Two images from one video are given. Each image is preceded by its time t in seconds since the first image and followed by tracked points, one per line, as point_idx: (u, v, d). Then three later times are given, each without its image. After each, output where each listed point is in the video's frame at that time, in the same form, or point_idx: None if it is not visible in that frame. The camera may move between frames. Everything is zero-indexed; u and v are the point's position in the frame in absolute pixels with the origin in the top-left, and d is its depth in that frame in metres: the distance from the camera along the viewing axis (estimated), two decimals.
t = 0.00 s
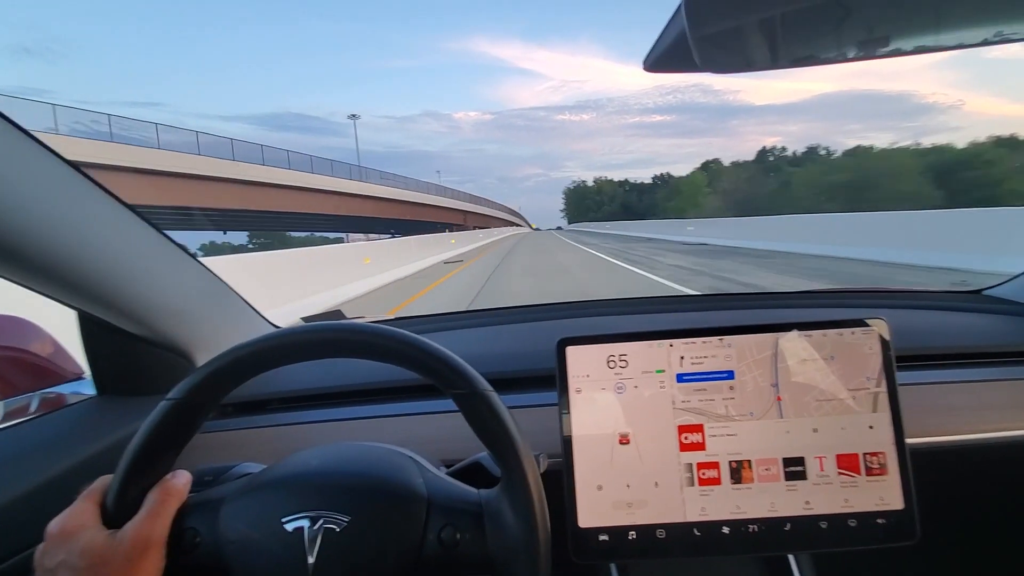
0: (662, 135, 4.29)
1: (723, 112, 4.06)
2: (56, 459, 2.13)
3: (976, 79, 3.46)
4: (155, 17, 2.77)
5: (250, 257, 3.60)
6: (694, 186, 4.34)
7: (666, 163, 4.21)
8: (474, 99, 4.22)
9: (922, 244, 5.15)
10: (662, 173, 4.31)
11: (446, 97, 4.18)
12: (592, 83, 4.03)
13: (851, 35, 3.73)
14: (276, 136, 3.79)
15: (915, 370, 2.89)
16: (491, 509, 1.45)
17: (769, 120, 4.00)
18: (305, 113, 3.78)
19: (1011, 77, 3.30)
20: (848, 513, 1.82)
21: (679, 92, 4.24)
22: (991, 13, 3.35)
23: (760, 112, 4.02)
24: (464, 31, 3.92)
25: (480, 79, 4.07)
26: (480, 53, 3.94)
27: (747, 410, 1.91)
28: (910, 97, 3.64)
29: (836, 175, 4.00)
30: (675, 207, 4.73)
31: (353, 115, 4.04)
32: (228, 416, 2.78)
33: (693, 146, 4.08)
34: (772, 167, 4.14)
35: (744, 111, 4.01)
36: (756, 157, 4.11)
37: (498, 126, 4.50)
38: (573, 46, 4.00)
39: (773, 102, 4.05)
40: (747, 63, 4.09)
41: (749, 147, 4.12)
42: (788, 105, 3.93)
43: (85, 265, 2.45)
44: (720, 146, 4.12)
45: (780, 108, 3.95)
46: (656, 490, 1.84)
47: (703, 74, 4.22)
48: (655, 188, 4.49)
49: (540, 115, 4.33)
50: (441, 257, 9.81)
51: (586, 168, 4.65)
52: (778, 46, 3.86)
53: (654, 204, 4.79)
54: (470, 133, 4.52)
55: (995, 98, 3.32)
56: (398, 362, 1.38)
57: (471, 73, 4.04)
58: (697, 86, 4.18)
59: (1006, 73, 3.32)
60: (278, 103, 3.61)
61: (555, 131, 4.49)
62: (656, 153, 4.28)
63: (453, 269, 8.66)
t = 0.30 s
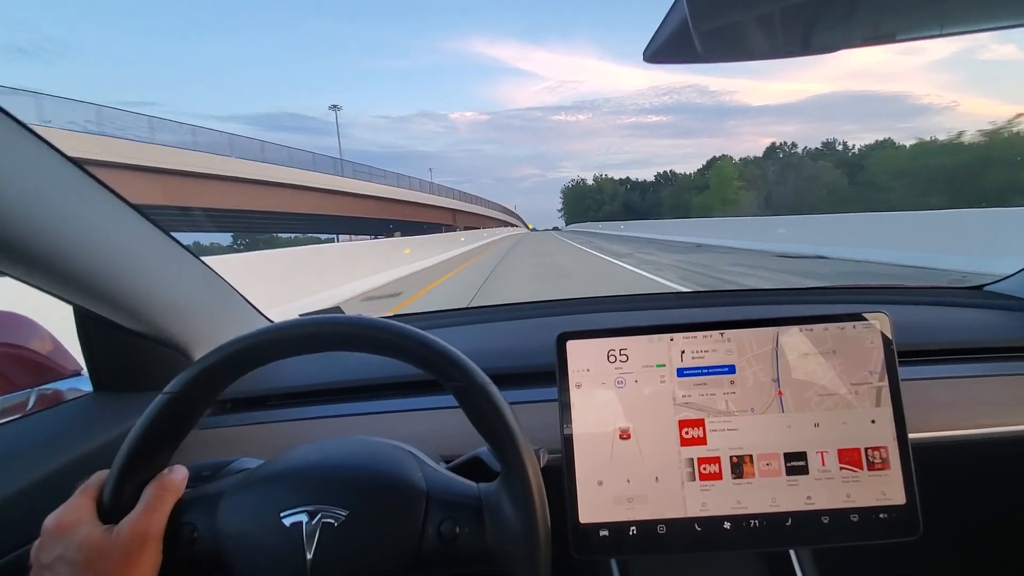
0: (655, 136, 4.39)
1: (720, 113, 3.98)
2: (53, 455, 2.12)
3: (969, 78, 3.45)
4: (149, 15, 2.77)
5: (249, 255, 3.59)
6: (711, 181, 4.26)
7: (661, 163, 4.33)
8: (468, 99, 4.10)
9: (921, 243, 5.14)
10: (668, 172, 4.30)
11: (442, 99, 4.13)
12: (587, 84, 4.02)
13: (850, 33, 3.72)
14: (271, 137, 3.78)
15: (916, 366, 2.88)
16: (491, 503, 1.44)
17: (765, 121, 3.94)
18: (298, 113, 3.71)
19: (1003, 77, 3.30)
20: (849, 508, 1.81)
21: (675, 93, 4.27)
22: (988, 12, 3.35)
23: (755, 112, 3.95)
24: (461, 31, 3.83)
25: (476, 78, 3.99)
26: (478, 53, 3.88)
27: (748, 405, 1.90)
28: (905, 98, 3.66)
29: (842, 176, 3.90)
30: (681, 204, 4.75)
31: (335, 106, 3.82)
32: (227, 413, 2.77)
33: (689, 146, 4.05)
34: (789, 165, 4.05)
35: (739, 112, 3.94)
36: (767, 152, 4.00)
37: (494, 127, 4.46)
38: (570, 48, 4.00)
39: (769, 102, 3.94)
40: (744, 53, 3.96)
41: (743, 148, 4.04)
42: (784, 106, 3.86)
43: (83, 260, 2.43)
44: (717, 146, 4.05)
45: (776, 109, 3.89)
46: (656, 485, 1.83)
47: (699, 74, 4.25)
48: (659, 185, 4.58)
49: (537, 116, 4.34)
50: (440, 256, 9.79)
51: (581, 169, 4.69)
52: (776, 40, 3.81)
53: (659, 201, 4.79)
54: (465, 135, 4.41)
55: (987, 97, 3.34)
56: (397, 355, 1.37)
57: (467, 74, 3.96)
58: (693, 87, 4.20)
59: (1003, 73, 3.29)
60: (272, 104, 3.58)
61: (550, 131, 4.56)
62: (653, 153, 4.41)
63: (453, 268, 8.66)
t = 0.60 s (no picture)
0: (655, 137, 4.35)
1: (715, 114, 4.15)
2: (53, 455, 2.11)
3: (963, 80, 3.44)
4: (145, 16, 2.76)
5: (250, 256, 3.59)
6: (731, 173, 4.36)
7: (659, 163, 4.27)
8: (464, 99, 4.07)
9: (920, 243, 5.15)
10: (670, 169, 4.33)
11: (439, 100, 4.07)
12: (585, 85, 3.96)
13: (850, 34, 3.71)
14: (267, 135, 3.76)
15: (916, 365, 2.88)
16: (492, 502, 1.44)
17: (762, 122, 4.00)
18: (295, 114, 3.65)
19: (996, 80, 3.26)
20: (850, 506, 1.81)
21: (672, 93, 4.16)
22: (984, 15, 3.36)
23: (752, 114, 4.08)
24: (456, 32, 3.85)
25: (473, 79, 3.95)
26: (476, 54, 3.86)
27: (749, 404, 1.90)
28: (900, 99, 3.65)
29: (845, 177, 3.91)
30: (689, 204, 4.83)
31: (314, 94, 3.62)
32: (228, 413, 2.77)
33: (685, 147, 4.10)
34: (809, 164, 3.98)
35: (735, 113, 4.12)
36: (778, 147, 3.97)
37: (491, 127, 4.38)
38: (568, 48, 3.97)
39: (765, 103, 4.01)
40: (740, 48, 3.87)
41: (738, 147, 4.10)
42: (781, 106, 3.90)
43: (82, 258, 2.43)
44: (711, 148, 4.11)
45: (774, 110, 3.94)
46: (657, 484, 1.83)
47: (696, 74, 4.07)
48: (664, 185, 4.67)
49: (534, 117, 4.27)
50: (439, 257, 9.77)
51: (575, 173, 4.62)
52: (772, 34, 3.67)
53: (662, 200, 4.89)
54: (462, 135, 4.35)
55: (985, 99, 3.28)
56: (398, 354, 1.37)
57: (467, 74, 3.93)
58: (690, 87, 4.07)
59: (1000, 75, 3.24)
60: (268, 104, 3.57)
61: (546, 132, 4.45)
62: (651, 154, 4.32)
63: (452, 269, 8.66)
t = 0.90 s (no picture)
0: (648, 137, 4.30)
1: (711, 113, 4.06)
2: (47, 454, 2.10)
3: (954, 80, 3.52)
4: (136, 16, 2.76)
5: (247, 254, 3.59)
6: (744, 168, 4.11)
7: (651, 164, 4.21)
8: (461, 100, 4.06)
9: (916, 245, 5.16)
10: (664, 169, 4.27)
11: (432, 98, 4.04)
12: (580, 84, 3.99)
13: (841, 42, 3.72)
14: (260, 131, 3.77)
15: (912, 364, 2.88)
16: (487, 501, 1.44)
17: (755, 121, 4.00)
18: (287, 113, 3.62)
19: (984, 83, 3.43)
20: (846, 506, 1.81)
21: (666, 93, 4.24)
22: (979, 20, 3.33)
23: (745, 113, 4.05)
24: (448, 32, 3.80)
25: (468, 79, 3.92)
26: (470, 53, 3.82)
27: (745, 403, 1.90)
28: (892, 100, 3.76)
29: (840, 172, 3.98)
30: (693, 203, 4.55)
31: (285, 80, 3.53)
32: (223, 412, 2.76)
33: (680, 147, 4.11)
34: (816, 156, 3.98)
35: (731, 112, 4.05)
36: (787, 144, 3.93)
37: (486, 127, 4.32)
38: (562, 49, 3.93)
39: (760, 103, 4.04)
40: (740, 51, 3.74)
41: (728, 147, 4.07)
42: (774, 106, 3.94)
43: (78, 255, 2.42)
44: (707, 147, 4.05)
45: (768, 110, 3.96)
46: (653, 484, 1.83)
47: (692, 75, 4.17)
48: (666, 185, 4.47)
49: (530, 116, 4.28)
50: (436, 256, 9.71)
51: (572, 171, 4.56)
52: (772, 37, 3.58)
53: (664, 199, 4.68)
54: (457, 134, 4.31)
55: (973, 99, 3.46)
56: (394, 353, 1.36)
57: (463, 74, 3.91)
58: (684, 87, 4.19)
59: (992, 76, 3.36)
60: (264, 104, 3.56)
61: (544, 132, 4.41)
62: (645, 154, 4.24)
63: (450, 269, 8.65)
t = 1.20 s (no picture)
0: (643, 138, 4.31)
1: (705, 114, 4.03)
2: (49, 449, 2.10)
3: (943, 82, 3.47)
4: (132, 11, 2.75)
5: (249, 251, 3.59)
6: (762, 163, 4.33)
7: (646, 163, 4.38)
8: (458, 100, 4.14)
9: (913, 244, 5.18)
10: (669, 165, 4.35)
11: (427, 98, 4.07)
12: (576, 84, 3.97)
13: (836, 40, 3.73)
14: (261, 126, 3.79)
15: (912, 360, 2.90)
16: (492, 493, 1.44)
17: (751, 121, 4.00)
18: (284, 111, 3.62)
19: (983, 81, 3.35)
20: (848, 499, 1.82)
21: (662, 93, 4.08)
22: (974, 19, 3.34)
23: (741, 113, 4.01)
24: (445, 31, 3.82)
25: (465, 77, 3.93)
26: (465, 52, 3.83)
27: (748, 397, 1.90)
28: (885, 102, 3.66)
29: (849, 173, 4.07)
30: (707, 198, 4.82)
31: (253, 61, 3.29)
32: (225, 407, 2.76)
33: (676, 147, 4.23)
34: (837, 154, 4.00)
35: (726, 113, 4.01)
36: (802, 138, 3.96)
37: (482, 126, 4.39)
38: (559, 49, 3.94)
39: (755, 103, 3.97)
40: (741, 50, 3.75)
41: (725, 148, 4.17)
42: (769, 107, 3.90)
43: (79, 249, 2.42)
44: (704, 147, 4.12)
45: (764, 111, 3.90)
46: (656, 477, 1.83)
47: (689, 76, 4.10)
48: (675, 183, 4.65)
49: (526, 116, 4.32)
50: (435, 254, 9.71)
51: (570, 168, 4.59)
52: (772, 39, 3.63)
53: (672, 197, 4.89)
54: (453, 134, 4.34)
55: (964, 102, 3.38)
56: (397, 346, 1.36)
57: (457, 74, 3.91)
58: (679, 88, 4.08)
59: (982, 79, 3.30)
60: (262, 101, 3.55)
61: (540, 132, 4.47)
62: (641, 154, 4.41)
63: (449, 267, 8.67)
